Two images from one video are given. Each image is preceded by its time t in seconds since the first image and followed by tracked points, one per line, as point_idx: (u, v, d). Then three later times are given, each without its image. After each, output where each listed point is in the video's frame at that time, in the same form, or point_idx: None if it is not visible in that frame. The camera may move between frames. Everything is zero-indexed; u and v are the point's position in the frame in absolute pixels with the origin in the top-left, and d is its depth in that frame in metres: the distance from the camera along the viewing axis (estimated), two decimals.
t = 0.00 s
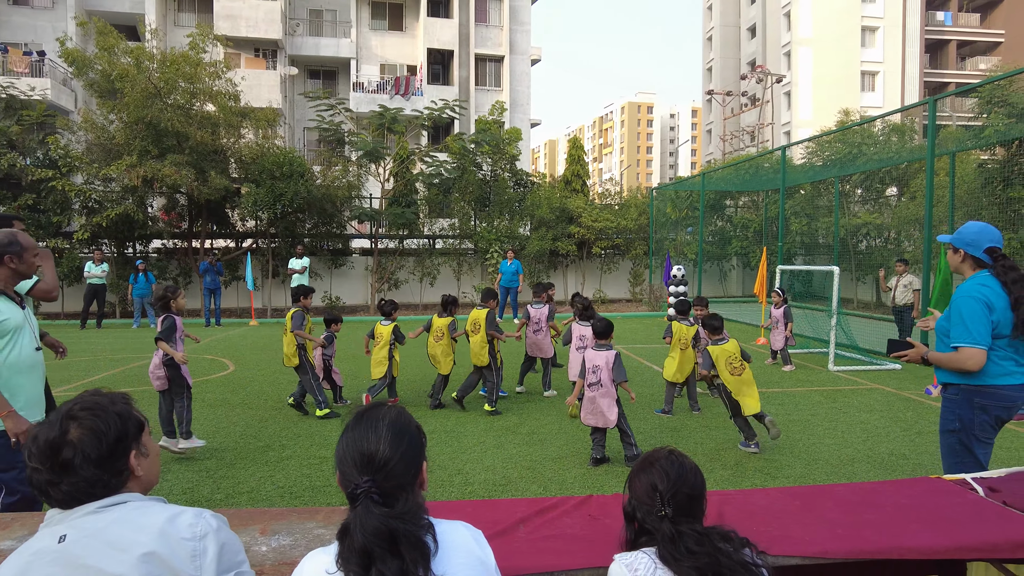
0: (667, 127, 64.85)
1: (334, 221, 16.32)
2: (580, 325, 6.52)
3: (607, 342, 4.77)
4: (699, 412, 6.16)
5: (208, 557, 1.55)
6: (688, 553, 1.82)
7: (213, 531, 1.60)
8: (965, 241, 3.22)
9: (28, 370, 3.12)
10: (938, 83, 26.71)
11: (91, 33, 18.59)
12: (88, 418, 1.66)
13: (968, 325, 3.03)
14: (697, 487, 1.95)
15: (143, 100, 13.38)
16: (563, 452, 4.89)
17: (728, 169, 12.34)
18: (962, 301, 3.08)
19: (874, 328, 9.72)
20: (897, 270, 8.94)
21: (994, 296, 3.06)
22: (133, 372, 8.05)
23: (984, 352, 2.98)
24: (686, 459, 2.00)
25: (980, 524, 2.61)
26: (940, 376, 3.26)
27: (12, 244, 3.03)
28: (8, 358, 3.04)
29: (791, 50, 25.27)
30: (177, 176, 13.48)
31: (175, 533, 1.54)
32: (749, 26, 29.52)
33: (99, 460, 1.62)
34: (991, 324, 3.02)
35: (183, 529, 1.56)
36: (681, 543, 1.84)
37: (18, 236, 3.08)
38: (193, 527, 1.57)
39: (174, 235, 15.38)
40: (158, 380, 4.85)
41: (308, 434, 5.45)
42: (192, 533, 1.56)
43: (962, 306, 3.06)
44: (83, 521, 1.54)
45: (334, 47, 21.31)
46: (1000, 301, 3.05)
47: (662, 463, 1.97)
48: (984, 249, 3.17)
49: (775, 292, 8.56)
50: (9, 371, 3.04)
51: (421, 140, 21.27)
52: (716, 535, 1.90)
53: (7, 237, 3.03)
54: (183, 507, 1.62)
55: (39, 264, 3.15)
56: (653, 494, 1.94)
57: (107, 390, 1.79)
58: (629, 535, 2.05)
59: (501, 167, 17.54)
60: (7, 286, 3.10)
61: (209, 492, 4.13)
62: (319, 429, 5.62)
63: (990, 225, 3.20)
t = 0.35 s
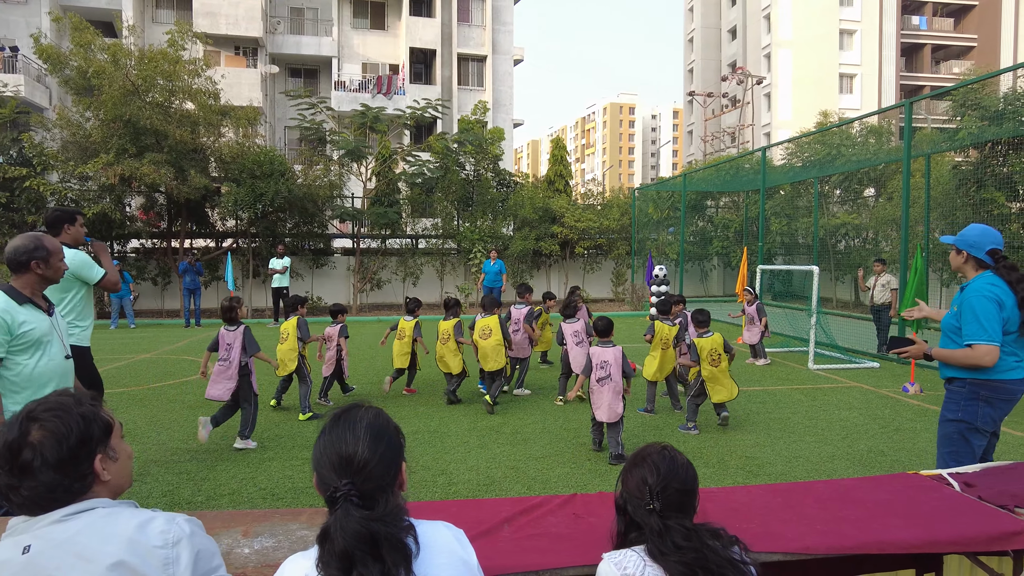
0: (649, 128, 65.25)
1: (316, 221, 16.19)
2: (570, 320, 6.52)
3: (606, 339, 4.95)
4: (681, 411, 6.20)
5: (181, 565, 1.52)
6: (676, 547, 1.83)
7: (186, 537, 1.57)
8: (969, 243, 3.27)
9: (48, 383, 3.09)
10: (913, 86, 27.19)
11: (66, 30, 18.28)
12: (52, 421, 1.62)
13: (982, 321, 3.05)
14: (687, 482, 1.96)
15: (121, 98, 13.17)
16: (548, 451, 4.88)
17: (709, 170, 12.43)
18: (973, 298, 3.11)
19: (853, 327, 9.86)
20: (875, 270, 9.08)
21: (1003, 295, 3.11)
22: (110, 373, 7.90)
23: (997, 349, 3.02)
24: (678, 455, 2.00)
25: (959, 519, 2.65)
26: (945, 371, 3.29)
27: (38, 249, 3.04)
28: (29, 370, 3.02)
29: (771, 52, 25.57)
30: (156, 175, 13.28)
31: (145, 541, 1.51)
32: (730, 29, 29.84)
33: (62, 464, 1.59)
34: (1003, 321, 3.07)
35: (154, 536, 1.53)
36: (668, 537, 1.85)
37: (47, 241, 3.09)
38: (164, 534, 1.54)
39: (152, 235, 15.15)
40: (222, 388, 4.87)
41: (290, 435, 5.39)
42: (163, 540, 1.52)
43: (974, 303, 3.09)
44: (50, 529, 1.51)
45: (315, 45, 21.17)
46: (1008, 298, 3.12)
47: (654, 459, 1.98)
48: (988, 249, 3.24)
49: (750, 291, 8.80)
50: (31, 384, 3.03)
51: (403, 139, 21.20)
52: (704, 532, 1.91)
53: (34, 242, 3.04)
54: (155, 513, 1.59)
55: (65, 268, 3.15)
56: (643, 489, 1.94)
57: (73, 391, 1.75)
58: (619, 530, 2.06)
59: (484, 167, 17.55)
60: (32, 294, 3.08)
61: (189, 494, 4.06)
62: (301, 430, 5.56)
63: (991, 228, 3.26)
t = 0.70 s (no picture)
0: (638, 128, 65.41)
1: (305, 220, 16.11)
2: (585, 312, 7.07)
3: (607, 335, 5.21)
4: (670, 409, 6.22)
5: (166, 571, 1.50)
6: (669, 543, 1.84)
7: (174, 543, 1.56)
8: (984, 240, 3.39)
9: (105, 380, 3.09)
10: (900, 87, 27.37)
11: (52, 27, 18.09)
12: (38, 420, 1.61)
13: (996, 318, 3.17)
14: (687, 478, 1.95)
15: (108, 96, 13.04)
16: (538, 450, 4.89)
17: (699, 170, 12.48)
18: (991, 294, 3.22)
19: (841, 325, 9.95)
20: (864, 269, 9.16)
21: (1019, 290, 3.22)
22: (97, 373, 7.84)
23: (1010, 343, 3.15)
24: (680, 451, 1.98)
25: (947, 516, 2.67)
26: (962, 366, 3.37)
27: (86, 242, 2.99)
28: (86, 368, 3.01)
29: (760, 53, 25.69)
30: (143, 174, 13.15)
31: (132, 547, 1.50)
32: (719, 29, 29.96)
33: (45, 466, 1.58)
34: (1018, 315, 3.19)
35: (140, 542, 1.51)
36: (662, 533, 1.86)
37: (95, 235, 3.04)
38: (151, 542, 1.52)
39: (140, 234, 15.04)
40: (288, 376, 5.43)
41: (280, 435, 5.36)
42: (149, 547, 1.51)
43: (992, 300, 3.20)
44: (33, 533, 1.49)
45: (305, 44, 21.07)
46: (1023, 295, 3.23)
47: (653, 453, 1.97)
48: (1001, 247, 3.35)
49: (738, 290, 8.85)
50: (90, 381, 3.02)
51: (393, 139, 21.14)
52: (699, 530, 1.91)
53: (81, 235, 2.99)
54: (143, 518, 1.57)
55: (111, 261, 3.11)
56: (641, 483, 1.94)
57: (61, 391, 1.75)
58: (617, 523, 2.06)
59: (474, 166, 17.52)
60: (82, 289, 3.05)
61: (178, 495, 4.04)
62: (290, 430, 5.54)
63: (1004, 226, 3.39)
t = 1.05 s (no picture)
0: (624, 127, 65.61)
1: (288, 219, 16.03)
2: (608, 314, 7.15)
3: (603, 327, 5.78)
4: (649, 409, 6.26)
5: None
6: (646, 540, 1.84)
7: (144, 551, 1.54)
8: (987, 241, 3.68)
9: (150, 386, 2.99)
10: (882, 88, 27.66)
11: (31, 23, 17.84)
12: (6, 427, 1.58)
13: (997, 320, 3.39)
14: (669, 476, 1.95)
15: (87, 93, 12.88)
16: (521, 450, 4.90)
17: (682, 171, 12.54)
18: (991, 297, 3.44)
19: (822, 324, 10.05)
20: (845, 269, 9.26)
21: (1020, 293, 3.44)
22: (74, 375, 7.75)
23: (1013, 344, 3.34)
24: (663, 450, 1.99)
25: (921, 513, 2.71)
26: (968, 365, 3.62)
27: (136, 249, 2.98)
28: (134, 374, 2.90)
29: (744, 53, 25.84)
30: (124, 173, 13.00)
31: (100, 556, 1.48)
32: (704, 30, 30.14)
33: (11, 474, 1.55)
34: (1019, 318, 3.39)
35: (109, 550, 1.49)
36: (640, 530, 1.87)
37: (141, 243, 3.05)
38: (121, 550, 1.50)
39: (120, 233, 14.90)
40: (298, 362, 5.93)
41: (260, 436, 5.33)
42: (119, 555, 1.49)
43: (992, 302, 3.42)
44: None
45: (289, 42, 20.93)
46: None
47: (637, 451, 1.98)
48: (1004, 247, 3.63)
49: (724, 289, 8.88)
50: (138, 387, 2.92)
51: (377, 138, 21.09)
52: (677, 528, 1.91)
53: (128, 243, 2.98)
54: (113, 525, 1.56)
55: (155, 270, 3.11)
56: (623, 480, 1.95)
57: (30, 397, 1.72)
58: (599, 519, 2.06)
59: (459, 165, 17.51)
60: (125, 295, 2.99)
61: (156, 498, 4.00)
62: (270, 431, 5.51)
63: (1007, 228, 3.67)
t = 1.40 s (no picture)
0: (599, 128, 65.99)
1: (260, 219, 15.84)
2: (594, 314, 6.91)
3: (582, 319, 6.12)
4: (623, 408, 6.30)
5: None
6: (617, 536, 1.86)
7: (110, 557, 1.50)
8: (979, 247, 3.72)
9: (194, 376, 2.96)
10: (850, 91, 28.18)
11: None
12: None
13: (995, 322, 3.53)
14: (644, 474, 1.96)
15: (51, 89, 12.54)
16: (495, 450, 4.90)
17: (656, 171, 12.66)
18: (987, 301, 3.58)
19: (793, 323, 10.22)
20: (815, 268, 9.44)
21: (1014, 296, 3.57)
22: (39, 378, 7.55)
23: (1011, 346, 3.48)
24: (640, 449, 2.00)
25: (886, 508, 2.77)
26: (956, 364, 3.73)
27: (176, 240, 2.90)
28: (176, 364, 2.87)
29: (717, 56, 26.18)
30: (90, 171, 12.67)
31: (63, 563, 1.44)
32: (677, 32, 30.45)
33: None
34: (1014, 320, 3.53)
35: (73, 557, 1.46)
36: (612, 526, 1.88)
37: (182, 232, 2.95)
38: (85, 556, 1.47)
39: (87, 233, 14.59)
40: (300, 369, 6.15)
41: (232, 439, 5.26)
42: (83, 562, 1.46)
43: (989, 305, 3.56)
44: None
45: (261, 39, 20.65)
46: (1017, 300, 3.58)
47: (613, 450, 1.99)
48: (997, 253, 3.68)
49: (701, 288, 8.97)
50: (180, 378, 2.88)
51: (351, 137, 20.96)
52: (650, 526, 1.92)
53: (171, 233, 2.90)
54: (78, 532, 1.52)
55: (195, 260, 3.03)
56: (598, 476, 1.96)
57: None
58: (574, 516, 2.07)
59: (434, 165, 17.43)
60: (168, 284, 2.92)
61: (124, 503, 3.92)
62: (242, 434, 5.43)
63: (997, 234, 3.72)
